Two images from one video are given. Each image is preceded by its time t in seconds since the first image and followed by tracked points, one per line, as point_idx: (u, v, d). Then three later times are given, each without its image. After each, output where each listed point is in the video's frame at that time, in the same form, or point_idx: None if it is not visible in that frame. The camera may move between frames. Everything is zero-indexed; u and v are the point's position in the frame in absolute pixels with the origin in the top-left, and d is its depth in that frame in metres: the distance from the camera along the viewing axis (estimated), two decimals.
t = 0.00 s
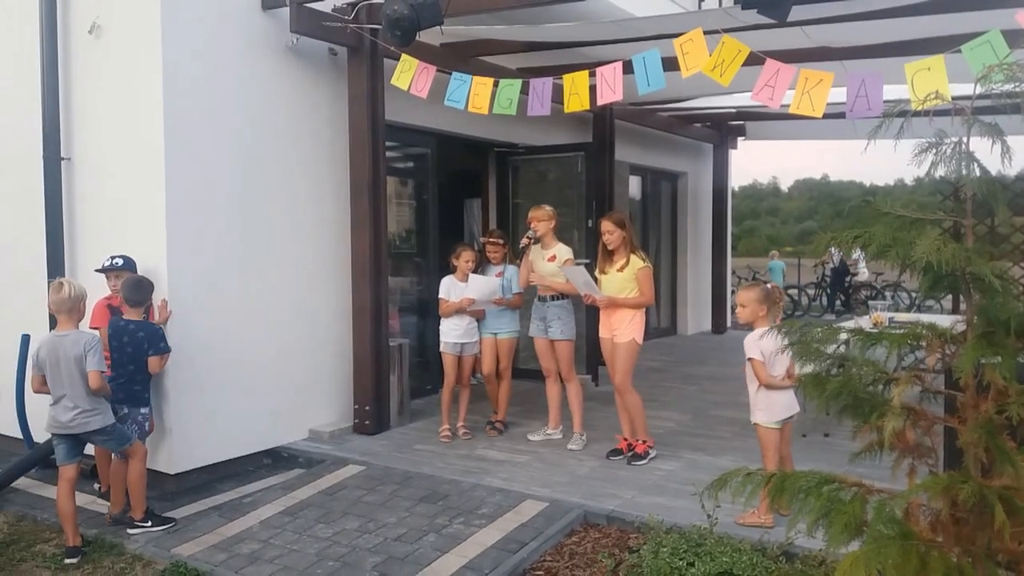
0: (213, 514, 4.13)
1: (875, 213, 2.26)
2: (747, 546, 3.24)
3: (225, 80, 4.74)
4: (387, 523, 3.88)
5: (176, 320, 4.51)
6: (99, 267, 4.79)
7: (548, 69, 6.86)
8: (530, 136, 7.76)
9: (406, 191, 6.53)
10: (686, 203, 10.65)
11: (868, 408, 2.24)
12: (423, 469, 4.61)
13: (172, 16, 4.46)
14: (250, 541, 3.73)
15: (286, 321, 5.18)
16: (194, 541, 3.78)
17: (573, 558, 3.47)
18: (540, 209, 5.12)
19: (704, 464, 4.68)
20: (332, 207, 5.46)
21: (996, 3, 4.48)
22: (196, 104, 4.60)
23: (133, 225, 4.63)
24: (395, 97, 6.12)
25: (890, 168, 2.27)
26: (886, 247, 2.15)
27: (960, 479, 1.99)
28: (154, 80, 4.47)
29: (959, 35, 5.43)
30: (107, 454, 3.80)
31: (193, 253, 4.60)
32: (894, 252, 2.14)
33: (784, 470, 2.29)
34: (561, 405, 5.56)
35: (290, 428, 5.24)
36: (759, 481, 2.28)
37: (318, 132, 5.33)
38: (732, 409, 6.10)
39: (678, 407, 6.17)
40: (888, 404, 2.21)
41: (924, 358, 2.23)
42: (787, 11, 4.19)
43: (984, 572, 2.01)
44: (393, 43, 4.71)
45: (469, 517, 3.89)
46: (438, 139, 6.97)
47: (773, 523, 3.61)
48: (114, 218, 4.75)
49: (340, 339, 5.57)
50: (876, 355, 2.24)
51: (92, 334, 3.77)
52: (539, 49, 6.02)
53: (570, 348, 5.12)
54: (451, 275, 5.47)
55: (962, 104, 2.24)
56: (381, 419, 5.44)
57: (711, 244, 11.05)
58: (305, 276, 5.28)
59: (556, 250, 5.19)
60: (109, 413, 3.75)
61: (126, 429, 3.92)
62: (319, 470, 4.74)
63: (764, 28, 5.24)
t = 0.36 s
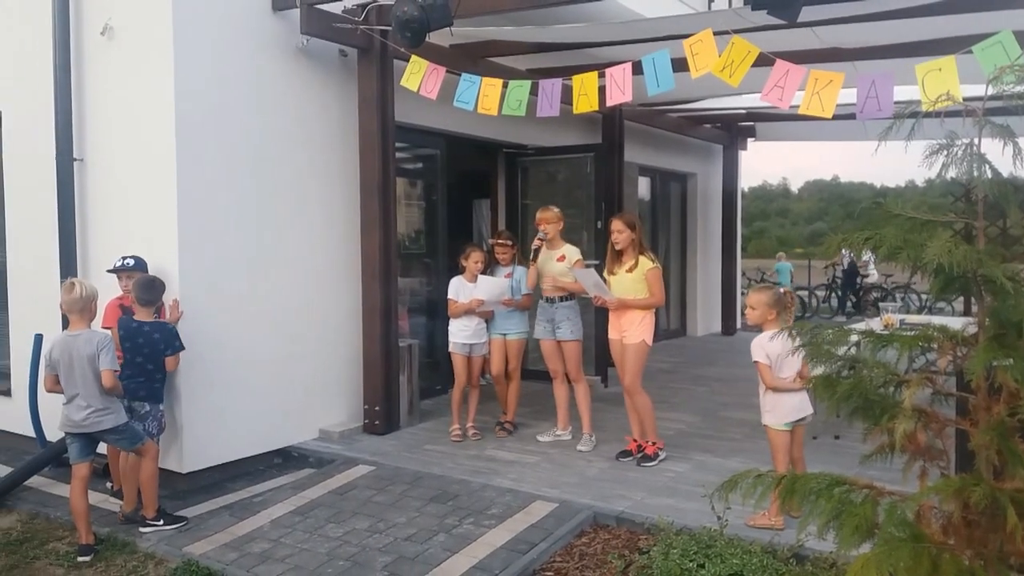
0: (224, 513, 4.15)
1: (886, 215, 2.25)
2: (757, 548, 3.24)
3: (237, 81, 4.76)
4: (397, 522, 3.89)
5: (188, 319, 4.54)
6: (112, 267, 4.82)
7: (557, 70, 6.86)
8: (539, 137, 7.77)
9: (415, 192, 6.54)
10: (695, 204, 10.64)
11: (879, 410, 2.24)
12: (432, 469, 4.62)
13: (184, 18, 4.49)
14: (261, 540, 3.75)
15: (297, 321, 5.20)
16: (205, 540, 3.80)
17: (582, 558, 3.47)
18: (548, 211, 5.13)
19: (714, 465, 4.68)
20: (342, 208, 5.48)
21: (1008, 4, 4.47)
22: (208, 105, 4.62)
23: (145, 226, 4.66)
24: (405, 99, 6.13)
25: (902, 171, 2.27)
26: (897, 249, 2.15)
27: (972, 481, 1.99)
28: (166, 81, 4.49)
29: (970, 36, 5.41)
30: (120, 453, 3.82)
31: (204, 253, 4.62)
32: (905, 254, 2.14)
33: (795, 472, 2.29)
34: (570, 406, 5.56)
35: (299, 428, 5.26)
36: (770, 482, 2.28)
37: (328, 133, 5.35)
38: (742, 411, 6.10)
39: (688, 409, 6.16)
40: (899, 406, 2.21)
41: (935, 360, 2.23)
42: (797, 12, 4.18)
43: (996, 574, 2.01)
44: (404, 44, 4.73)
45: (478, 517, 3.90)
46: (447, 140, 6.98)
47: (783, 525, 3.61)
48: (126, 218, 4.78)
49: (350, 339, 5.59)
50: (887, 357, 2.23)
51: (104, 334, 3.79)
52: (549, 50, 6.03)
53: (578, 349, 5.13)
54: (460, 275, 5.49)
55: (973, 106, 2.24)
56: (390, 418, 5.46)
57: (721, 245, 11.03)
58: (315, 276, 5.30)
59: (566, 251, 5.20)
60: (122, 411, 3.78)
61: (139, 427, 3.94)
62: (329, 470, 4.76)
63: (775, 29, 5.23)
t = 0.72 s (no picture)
0: (235, 513, 4.16)
1: (898, 216, 2.24)
2: (767, 551, 3.23)
3: (249, 84, 4.79)
4: (406, 523, 3.90)
5: (200, 319, 4.56)
6: (125, 267, 4.85)
7: (567, 71, 6.86)
8: (549, 138, 7.77)
9: (426, 193, 6.55)
10: (706, 205, 10.61)
11: (891, 413, 2.22)
12: (442, 470, 4.62)
13: (198, 21, 4.52)
14: (271, 540, 3.77)
15: (308, 322, 5.21)
16: (216, 540, 3.81)
17: (591, 560, 3.47)
18: (558, 212, 5.13)
19: (724, 468, 4.66)
20: (354, 209, 5.50)
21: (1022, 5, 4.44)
22: (220, 107, 4.65)
23: (158, 226, 4.68)
24: (416, 100, 6.15)
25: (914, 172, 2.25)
26: (909, 251, 2.13)
27: (983, 484, 1.98)
28: (179, 83, 4.52)
29: (983, 36, 5.38)
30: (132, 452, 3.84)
31: (216, 254, 4.64)
32: (917, 255, 2.13)
33: (805, 474, 2.28)
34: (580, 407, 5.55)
35: (310, 428, 5.27)
36: (780, 484, 2.27)
37: (340, 135, 5.37)
38: (752, 413, 6.07)
39: (698, 411, 6.14)
40: (911, 409, 2.20)
41: (947, 362, 2.22)
42: (811, 13, 4.16)
43: None
44: (415, 46, 4.73)
45: (488, 518, 3.90)
46: (458, 141, 6.99)
47: (793, 528, 3.59)
48: (139, 219, 4.80)
49: (360, 340, 5.60)
50: (899, 359, 2.22)
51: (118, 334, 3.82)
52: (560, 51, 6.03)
53: (588, 350, 5.12)
54: (469, 276, 5.49)
55: (986, 106, 2.22)
56: (400, 419, 5.46)
57: (732, 246, 10.99)
58: (326, 277, 5.31)
59: (577, 252, 5.21)
60: (134, 411, 3.80)
61: (150, 427, 3.96)
62: (340, 470, 4.77)
63: (786, 29, 5.21)
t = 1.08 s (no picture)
0: (247, 507, 4.19)
1: (908, 214, 2.24)
2: (778, 547, 3.24)
3: (258, 81, 4.81)
4: (417, 518, 3.92)
5: (212, 315, 4.59)
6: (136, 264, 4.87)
7: (575, 69, 6.88)
8: (557, 136, 7.78)
9: (434, 190, 6.57)
10: (715, 203, 10.60)
11: (902, 410, 2.24)
12: (452, 466, 4.64)
13: (207, 18, 4.54)
14: (284, 534, 3.79)
15: (318, 318, 5.24)
16: (229, 533, 3.84)
17: (603, 556, 3.49)
18: (568, 208, 5.16)
19: (733, 465, 4.67)
20: (362, 206, 5.52)
21: None
22: (229, 103, 4.67)
23: (169, 222, 4.70)
24: (424, 97, 6.17)
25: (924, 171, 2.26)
26: (920, 249, 2.14)
27: (995, 481, 1.99)
28: (189, 80, 4.54)
29: (994, 34, 5.38)
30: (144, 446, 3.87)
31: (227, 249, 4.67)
32: (927, 253, 2.13)
33: (818, 471, 2.29)
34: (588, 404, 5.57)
35: (319, 424, 5.30)
36: (791, 481, 2.28)
37: (348, 132, 5.39)
38: (762, 410, 6.08)
39: (708, 408, 6.16)
40: (922, 406, 2.21)
41: (958, 360, 2.23)
42: (818, 11, 4.17)
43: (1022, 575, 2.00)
44: (423, 44, 4.75)
45: (498, 513, 3.92)
46: (467, 139, 7.00)
47: (804, 525, 3.61)
48: (149, 216, 4.83)
49: (370, 336, 5.62)
50: (910, 357, 2.24)
51: (129, 329, 3.84)
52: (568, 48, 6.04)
53: (598, 346, 5.14)
54: (476, 273, 5.50)
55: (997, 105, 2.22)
56: (410, 414, 5.49)
57: (740, 244, 10.99)
58: (334, 274, 5.33)
59: (586, 249, 5.24)
60: (146, 406, 3.83)
61: (161, 421, 3.99)
62: (351, 465, 4.80)
63: (796, 27, 5.22)
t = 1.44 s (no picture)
0: (266, 502, 4.22)
1: (928, 204, 2.20)
2: (796, 541, 3.21)
3: (275, 78, 4.83)
4: (435, 512, 3.93)
5: (231, 312, 4.63)
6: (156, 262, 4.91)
7: (591, 62, 6.85)
8: (573, 130, 7.75)
9: (451, 186, 6.57)
10: (733, 196, 10.54)
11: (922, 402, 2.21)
12: (469, 460, 4.65)
13: (225, 16, 4.56)
14: (302, 529, 3.81)
15: (336, 315, 5.27)
16: (248, 528, 3.87)
17: (620, 550, 3.48)
18: (586, 202, 5.14)
19: (751, 459, 4.65)
20: (380, 202, 5.53)
21: None
22: (247, 101, 4.69)
23: (188, 220, 4.74)
24: (440, 93, 6.17)
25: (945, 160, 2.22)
26: (940, 239, 2.11)
27: (1016, 473, 1.96)
28: (207, 78, 4.57)
29: (1017, 22, 5.30)
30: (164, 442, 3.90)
31: (245, 246, 4.69)
32: (948, 244, 2.10)
33: (836, 463, 2.27)
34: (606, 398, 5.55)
35: (338, 420, 5.32)
36: (809, 473, 2.27)
37: (365, 128, 5.40)
38: (781, 404, 6.04)
39: (726, 402, 6.12)
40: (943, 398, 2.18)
41: (979, 351, 2.19)
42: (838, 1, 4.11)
43: None
44: (439, 39, 4.74)
45: (515, 508, 3.92)
46: (483, 134, 7.00)
47: (823, 518, 3.58)
48: (169, 213, 4.87)
49: (387, 332, 5.64)
50: (930, 348, 2.20)
51: (149, 326, 3.87)
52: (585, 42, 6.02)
53: (616, 341, 5.13)
54: (493, 268, 5.49)
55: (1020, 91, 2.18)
56: (428, 410, 5.50)
57: (759, 237, 10.92)
58: (352, 270, 5.35)
59: (605, 243, 5.21)
60: (167, 402, 3.87)
61: (181, 418, 4.02)
62: (369, 460, 4.81)
63: (815, 17, 5.17)
